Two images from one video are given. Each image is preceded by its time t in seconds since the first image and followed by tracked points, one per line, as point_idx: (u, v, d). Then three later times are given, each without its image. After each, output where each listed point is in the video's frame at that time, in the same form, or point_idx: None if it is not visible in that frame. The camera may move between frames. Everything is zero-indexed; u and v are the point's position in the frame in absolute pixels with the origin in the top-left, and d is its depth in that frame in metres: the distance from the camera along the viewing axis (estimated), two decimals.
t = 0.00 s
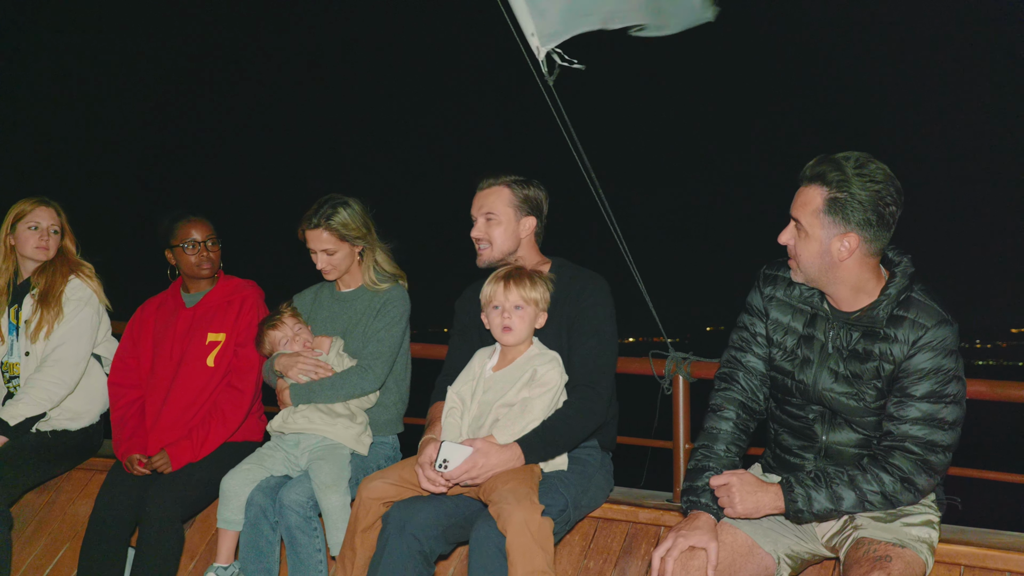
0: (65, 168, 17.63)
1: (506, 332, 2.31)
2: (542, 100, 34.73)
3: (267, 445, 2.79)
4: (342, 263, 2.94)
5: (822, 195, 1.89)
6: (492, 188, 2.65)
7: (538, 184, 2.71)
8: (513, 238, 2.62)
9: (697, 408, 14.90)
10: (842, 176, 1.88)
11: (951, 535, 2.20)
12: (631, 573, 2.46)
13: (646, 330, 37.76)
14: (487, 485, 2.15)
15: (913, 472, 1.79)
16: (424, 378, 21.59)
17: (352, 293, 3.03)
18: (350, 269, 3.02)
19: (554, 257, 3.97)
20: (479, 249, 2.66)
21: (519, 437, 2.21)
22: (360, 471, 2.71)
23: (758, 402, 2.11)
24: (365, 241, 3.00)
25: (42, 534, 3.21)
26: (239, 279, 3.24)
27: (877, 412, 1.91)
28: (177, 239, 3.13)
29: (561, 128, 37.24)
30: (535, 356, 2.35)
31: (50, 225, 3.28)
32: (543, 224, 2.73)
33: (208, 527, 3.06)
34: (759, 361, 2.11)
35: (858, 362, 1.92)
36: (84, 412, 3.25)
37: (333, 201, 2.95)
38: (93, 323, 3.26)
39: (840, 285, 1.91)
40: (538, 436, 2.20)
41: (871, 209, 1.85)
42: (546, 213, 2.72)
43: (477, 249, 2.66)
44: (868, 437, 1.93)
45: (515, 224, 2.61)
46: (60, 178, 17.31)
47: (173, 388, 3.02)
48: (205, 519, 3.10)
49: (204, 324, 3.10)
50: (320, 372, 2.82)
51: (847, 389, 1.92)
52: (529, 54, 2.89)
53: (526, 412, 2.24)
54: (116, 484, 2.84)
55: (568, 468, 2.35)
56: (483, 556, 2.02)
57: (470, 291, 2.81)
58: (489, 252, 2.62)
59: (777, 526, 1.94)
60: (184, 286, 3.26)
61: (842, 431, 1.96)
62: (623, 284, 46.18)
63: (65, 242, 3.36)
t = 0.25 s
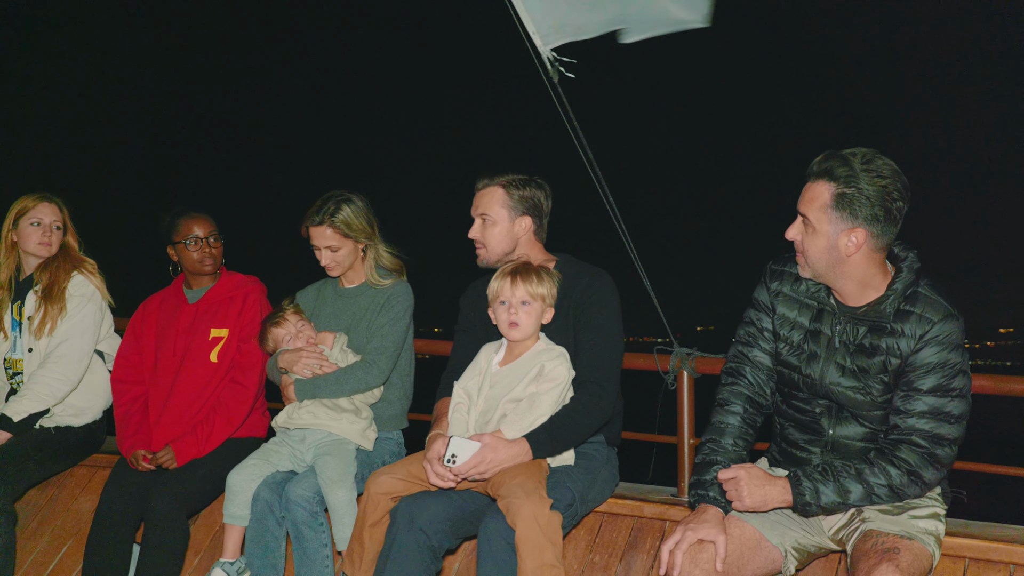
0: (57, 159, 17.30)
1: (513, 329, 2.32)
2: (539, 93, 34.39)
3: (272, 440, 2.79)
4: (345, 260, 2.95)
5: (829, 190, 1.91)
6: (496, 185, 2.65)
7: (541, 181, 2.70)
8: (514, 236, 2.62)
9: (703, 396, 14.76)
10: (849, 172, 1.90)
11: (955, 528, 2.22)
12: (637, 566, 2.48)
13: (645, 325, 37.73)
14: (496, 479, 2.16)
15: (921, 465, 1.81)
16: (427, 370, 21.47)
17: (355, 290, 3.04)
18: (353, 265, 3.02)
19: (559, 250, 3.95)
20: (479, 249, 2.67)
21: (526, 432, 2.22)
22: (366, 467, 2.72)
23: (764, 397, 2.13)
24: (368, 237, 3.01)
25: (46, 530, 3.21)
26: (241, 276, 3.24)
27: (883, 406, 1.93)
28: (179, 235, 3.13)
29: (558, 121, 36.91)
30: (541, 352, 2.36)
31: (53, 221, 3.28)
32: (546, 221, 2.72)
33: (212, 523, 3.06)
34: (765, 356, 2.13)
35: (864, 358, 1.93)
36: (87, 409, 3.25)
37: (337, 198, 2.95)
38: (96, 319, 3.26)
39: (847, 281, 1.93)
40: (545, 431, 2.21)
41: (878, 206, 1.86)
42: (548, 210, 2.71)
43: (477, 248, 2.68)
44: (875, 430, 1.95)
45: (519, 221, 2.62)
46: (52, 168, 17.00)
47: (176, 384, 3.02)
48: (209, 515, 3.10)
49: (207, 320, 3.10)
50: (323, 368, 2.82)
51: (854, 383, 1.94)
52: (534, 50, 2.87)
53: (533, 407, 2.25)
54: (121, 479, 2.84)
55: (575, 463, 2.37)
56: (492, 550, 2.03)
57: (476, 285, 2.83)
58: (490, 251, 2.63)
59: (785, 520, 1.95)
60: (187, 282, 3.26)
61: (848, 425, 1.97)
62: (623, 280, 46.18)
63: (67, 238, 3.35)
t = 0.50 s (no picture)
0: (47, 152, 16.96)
1: (516, 326, 2.33)
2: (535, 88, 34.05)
3: (274, 438, 2.79)
4: (347, 257, 2.95)
5: (833, 188, 1.92)
6: (498, 183, 2.66)
7: (543, 177, 2.70)
8: (516, 232, 2.62)
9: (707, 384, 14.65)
10: (854, 169, 1.91)
11: (956, 522, 2.24)
12: (639, 561, 2.49)
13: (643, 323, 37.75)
14: (500, 475, 2.17)
15: (924, 460, 1.83)
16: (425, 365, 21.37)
17: (357, 286, 3.04)
18: (354, 262, 3.02)
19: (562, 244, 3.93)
20: (482, 245, 2.68)
21: (530, 428, 2.23)
22: (368, 464, 2.72)
23: (768, 392, 2.14)
24: (369, 234, 3.01)
25: (45, 528, 3.20)
26: (242, 273, 3.23)
27: (886, 401, 1.95)
28: (179, 233, 3.12)
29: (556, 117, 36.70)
30: (545, 348, 2.37)
31: (52, 218, 3.27)
32: (548, 218, 2.73)
33: (212, 521, 3.06)
34: (769, 352, 2.14)
35: (868, 353, 1.95)
36: (87, 406, 3.24)
37: (337, 195, 2.95)
38: (96, 316, 3.25)
39: (850, 278, 1.95)
40: (549, 427, 2.22)
41: (881, 202, 1.88)
42: (551, 207, 2.71)
43: (480, 244, 2.69)
44: (878, 426, 1.97)
45: (521, 217, 2.62)
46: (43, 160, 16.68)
47: (177, 381, 3.01)
48: (210, 512, 3.10)
49: (208, 318, 3.10)
50: (325, 364, 2.82)
51: (857, 378, 1.96)
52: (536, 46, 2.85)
53: (538, 403, 2.26)
54: (123, 476, 2.83)
55: (578, 458, 2.38)
56: (496, 544, 2.04)
57: (478, 282, 2.83)
58: (491, 248, 2.64)
59: (788, 514, 1.97)
60: (187, 279, 3.25)
61: (852, 420, 1.99)
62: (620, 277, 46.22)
63: (66, 235, 3.34)
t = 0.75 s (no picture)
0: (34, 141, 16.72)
1: (513, 322, 2.34)
2: (528, 84, 33.94)
3: (269, 435, 2.79)
4: (342, 255, 2.94)
5: (829, 186, 1.95)
6: (495, 181, 2.66)
7: (539, 176, 2.71)
8: (513, 229, 2.63)
9: (702, 378, 14.63)
10: (849, 167, 1.94)
11: (948, 517, 2.27)
12: (634, 558, 2.50)
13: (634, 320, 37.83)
14: (498, 471, 2.18)
15: (917, 455, 1.86)
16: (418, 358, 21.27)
17: (352, 284, 3.03)
18: (350, 260, 3.01)
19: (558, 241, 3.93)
20: (478, 241, 2.68)
21: (527, 424, 2.24)
22: (364, 460, 2.73)
23: (762, 389, 2.16)
24: (365, 233, 3.00)
25: (37, 526, 3.18)
26: (236, 270, 3.22)
27: (880, 397, 1.97)
28: (175, 230, 3.10)
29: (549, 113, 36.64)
30: (542, 345, 2.38)
31: (46, 215, 3.24)
32: (544, 216, 2.73)
33: (206, 518, 3.06)
34: (764, 349, 2.16)
35: (863, 349, 1.97)
36: (80, 404, 3.22)
37: (333, 193, 2.94)
38: (89, 314, 3.23)
39: (845, 275, 1.97)
40: (546, 423, 2.24)
41: (877, 200, 1.90)
42: (547, 205, 2.72)
43: (476, 241, 2.69)
44: (871, 422, 1.99)
45: (517, 216, 2.63)
46: (31, 149, 16.46)
47: (172, 378, 3.01)
48: (204, 510, 3.10)
49: (203, 315, 3.08)
50: (321, 361, 2.82)
51: (851, 374, 1.98)
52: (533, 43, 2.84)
53: (534, 400, 2.27)
54: (117, 474, 2.82)
55: (574, 455, 2.39)
56: (494, 541, 2.05)
57: (474, 280, 2.84)
58: (487, 245, 2.65)
59: (783, 509, 1.99)
60: (182, 276, 3.23)
61: (845, 416, 2.01)
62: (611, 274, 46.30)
63: (59, 233, 3.32)
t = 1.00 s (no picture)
0: (22, 131, 16.62)
1: (504, 321, 2.35)
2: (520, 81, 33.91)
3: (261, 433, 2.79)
4: (334, 254, 2.94)
5: (819, 186, 1.97)
6: (488, 180, 2.67)
7: (531, 176, 2.72)
8: (505, 228, 2.65)
9: (691, 376, 14.65)
10: (839, 168, 1.96)
11: (935, 513, 2.30)
12: (625, 555, 2.52)
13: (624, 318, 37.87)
14: (490, 469, 2.19)
15: (905, 451, 1.88)
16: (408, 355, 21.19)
17: (344, 283, 3.03)
18: (342, 259, 3.01)
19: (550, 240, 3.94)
20: (470, 240, 2.70)
21: (519, 422, 2.25)
22: (355, 459, 2.73)
23: (753, 387, 2.18)
24: (357, 232, 3.00)
25: (26, 525, 3.17)
26: (228, 269, 3.21)
27: (868, 395, 2.00)
28: (166, 229, 3.09)
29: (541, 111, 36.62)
30: (533, 344, 2.39)
31: (34, 213, 3.22)
32: (536, 215, 2.74)
33: (197, 517, 3.06)
34: (754, 347, 2.18)
35: (852, 348, 1.99)
36: (69, 402, 3.21)
37: (325, 192, 2.94)
38: (79, 312, 3.21)
39: (834, 274, 1.99)
40: (538, 421, 2.25)
41: (866, 200, 1.93)
42: (539, 204, 2.73)
43: (468, 240, 2.71)
44: (860, 418, 2.02)
45: (508, 215, 2.64)
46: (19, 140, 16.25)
47: (164, 377, 3.00)
48: (195, 508, 3.09)
49: (195, 314, 3.08)
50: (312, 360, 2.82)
51: (840, 372, 2.01)
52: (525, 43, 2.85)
53: (527, 398, 2.29)
54: (108, 473, 2.81)
55: (565, 453, 2.40)
56: (488, 537, 2.06)
57: (466, 279, 2.85)
58: (480, 243, 2.66)
59: (772, 505, 2.01)
60: (174, 275, 3.21)
61: (834, 413, 2.04)
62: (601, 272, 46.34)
63: (48, 231, 3.29)
